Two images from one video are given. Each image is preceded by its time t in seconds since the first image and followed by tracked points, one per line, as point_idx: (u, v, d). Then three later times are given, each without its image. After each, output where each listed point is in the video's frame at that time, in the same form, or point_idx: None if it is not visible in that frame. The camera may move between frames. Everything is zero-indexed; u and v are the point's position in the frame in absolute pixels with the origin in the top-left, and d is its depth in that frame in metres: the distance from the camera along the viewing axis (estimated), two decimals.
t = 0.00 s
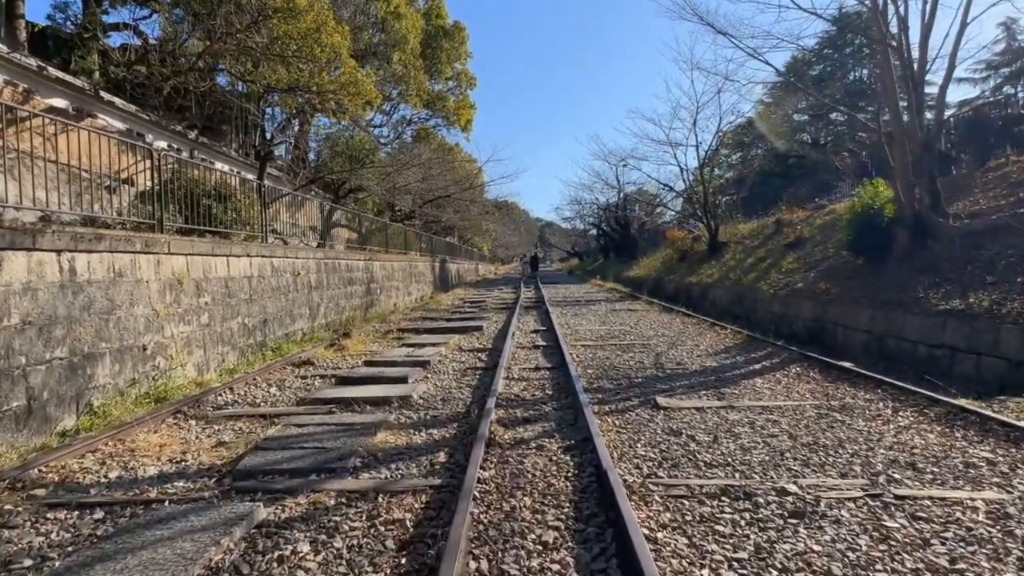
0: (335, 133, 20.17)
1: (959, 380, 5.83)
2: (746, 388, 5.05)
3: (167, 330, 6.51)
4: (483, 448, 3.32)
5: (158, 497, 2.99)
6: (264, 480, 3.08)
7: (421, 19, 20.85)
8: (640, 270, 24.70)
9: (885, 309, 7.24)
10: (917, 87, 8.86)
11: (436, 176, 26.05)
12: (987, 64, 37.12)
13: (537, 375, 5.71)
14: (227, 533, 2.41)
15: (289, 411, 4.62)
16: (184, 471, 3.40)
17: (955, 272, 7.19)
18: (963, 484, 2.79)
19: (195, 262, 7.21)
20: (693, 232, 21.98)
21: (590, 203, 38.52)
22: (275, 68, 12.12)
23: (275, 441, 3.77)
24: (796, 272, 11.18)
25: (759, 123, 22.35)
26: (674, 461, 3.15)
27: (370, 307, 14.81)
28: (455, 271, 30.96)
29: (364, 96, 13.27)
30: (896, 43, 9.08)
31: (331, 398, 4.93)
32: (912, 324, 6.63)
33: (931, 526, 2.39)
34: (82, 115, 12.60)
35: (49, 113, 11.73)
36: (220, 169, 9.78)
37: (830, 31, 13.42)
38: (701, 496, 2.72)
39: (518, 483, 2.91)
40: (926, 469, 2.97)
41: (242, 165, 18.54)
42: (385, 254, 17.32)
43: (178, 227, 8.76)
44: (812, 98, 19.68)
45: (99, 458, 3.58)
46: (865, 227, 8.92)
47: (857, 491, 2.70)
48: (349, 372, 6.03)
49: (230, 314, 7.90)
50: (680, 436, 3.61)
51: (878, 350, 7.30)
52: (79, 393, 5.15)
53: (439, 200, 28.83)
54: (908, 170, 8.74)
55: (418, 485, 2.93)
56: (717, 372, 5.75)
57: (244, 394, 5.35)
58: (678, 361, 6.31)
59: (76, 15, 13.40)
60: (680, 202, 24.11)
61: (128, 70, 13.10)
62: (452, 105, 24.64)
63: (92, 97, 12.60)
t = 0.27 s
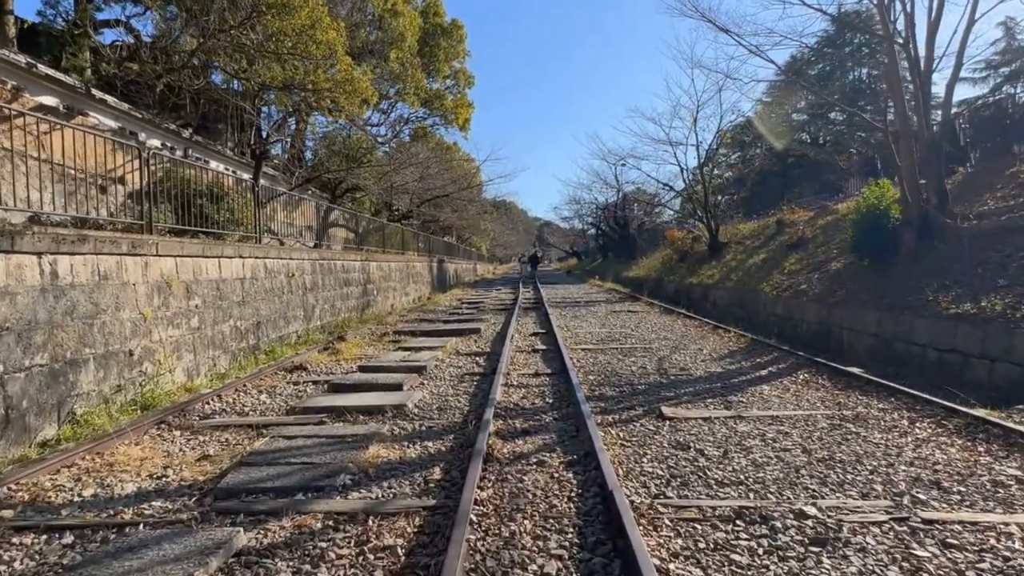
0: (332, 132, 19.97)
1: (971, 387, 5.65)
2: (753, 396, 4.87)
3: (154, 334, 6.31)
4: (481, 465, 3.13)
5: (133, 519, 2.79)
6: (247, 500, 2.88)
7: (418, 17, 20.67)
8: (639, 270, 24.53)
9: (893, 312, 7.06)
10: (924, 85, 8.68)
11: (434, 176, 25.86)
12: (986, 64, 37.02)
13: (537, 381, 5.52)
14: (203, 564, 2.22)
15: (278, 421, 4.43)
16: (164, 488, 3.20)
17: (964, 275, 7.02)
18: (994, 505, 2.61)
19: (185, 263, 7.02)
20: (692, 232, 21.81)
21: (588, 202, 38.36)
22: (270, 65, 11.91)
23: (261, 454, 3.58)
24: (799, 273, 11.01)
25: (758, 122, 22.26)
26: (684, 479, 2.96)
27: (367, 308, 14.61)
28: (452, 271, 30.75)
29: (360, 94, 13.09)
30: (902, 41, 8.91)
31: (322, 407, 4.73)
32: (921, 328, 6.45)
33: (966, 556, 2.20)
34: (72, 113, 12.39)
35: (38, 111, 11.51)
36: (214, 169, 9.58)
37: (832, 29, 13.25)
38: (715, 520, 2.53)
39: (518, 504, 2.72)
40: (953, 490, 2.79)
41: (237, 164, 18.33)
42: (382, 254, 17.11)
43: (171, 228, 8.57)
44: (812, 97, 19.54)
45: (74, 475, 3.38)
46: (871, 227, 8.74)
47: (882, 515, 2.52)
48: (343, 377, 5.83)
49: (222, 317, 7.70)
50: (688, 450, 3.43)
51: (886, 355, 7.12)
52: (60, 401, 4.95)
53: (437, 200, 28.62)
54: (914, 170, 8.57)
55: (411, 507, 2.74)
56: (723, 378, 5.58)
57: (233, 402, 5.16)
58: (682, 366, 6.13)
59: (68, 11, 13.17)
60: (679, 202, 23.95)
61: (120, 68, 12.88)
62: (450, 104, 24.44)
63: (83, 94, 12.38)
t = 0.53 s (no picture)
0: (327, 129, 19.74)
1: (984, 390, 5.46)
2: (759, 400, 4.67)
3: (137, 335, 6.08)
4: (472, 477, 2.93)
5: (93, 537, 2.57)
6: (219, 516, 2.67)
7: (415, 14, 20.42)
8: (638, 270, 24.35)
9: (900, 312, 6.87)
10: (932, 81, 8.49)
11: (431, 174, 25.65)
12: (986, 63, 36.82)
13: (533, 384, 5.31)
14: None
15: (261, 427, 4.22)
16: (132, 502, 2.99)
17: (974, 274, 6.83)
18: None
19: (170, 262, 6.79)
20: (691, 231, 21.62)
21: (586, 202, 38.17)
22: (262, 60, 11.68)
23: (239, 464, 3.36)
24: (800, 272, 10.82)
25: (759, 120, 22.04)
26: (689, 493, 2.76)
27: (362, 308, 14.39)
28: (450, 270, 30.52)
29: (354, 90, 12.84)
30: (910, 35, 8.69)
31: (308, 411, 4.52)
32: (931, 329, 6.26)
33: None
34: (60, 109, 12.14)
35: (24, 106, 11.26)
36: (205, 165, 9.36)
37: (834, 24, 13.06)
38: (723, 540, 2.33)
39: (511, 521, 2.51)
40: (981, 504, 2.58)
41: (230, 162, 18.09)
42: (377, 253, 16.88)
43: (161, 226, 8.36)
44: (812, 95, 19.35)
45: (37, 487, 3.16)
46: (875, 226, 8.55)
47: (906, 533, 2.32)
48: (331, 380, 5.61)
49: (209, 317, 7.48)
50: (693, 460, 3.23)
51: (892, 356, 6.93)
52: (34, 405, 4.72)
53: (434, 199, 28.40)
54: (920, 167, 8.38)
55: (395, 524, 2.53)
56: (726, 381, 5.37)
57: (216, 406, 4.94)
58: (683, 369, 5.93)
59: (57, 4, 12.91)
60: (678, 201, 23.77)
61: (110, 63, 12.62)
62: (447, 101, 24.21)
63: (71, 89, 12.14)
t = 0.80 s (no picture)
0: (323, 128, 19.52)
1: (997, 395, 5.28)
2: (766, 407, 4.48)
3: (120, 339, 5.87)
4: (465, 494, 2.73)
5: (53, 562, 2.37)
6: (191, 539, 2.46)
7: (411, 11, 20.22)
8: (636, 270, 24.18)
9: (906, 314, 6.70)
10: (938, 78, 8.32)
11: (428, 173, 25.44)
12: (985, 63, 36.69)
13: (531, 390, 5.12)
14: None
15: (245, 436, 4.02)
16: (100, 521, 2.78)
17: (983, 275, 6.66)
18: None
19: (156, 262, 6.58)
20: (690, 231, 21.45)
21: (585, 202, 37.98)
22: (254, 57, 11.46)
23: (217, 478, 3.16)
24: (802, 273, 10.65)
25: (758, 119, 21.90)
26: (698, 512, 2.57)
27: (357, 309, 14.18)
28: (447, 270, 30.31)
29: (349, 88, 12.62)
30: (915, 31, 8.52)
31: (294, 419, 4.32)
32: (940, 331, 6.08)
33: None
34: (49, 106, 11.90)
35: (12, 103, 11.02)
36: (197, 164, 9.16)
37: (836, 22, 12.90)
38: (738, 567, 2.13)
39: (506, 545, 2.32)
40: (1014, 526, 2.39)
41: (224, 160, 17.86)
42: (373, 253, 16.66)
43: (152, 225, 8.16)
44: (812, 94, 19.21)
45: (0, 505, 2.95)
46: (880, 225, 8.37)
47: (936, 560, 2.13)
48: (322, 385, 5.41)
49: (197, 320, 7.27)
50: (700, 474, 3.04)
51: (898, 359, 6.76)
52: (9, 414, 4.50)
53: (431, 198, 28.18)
54: (926, 165, 8.20)
55: (380, 548, 2.33)
56: (730, 387, 5.19)
57: (201, 413, 4.74)
58: (686, 373, 5.74)
59: None
60: (677, 200, 23.60)
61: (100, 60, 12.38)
62: (444, 100, 24.00)
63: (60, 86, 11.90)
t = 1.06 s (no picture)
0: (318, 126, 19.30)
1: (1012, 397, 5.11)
2: (776, 410, 4.29)
3: (104, 339, 5.66)
4: (462, 506, 2.54)
5: None
6: (164, 558, 2.26)
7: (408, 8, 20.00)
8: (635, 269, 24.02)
9: (916, 314, 6.53)
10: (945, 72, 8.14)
11: (425, 172, 25.22)
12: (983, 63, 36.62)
13: (531, 392, 4.91)
14: None
15: (229, 442, 3.81)
16: (68, 537, 2.58)
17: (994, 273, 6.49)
18: None
19: (143, 260, 6.37)
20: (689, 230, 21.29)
21: (582, 201, 37.80)
22: (247, 52, 11.23)
23: (197, 489, 2.96)
24: (805, 272, 10.47)
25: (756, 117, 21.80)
26: (713, 527, 2.38)
27: (352, 309, 13.97)
28: (444, 269, 30.09)
29: (343, 83, 12.41)
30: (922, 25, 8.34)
31: (283, 424, 4.12)
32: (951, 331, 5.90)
33: None
34: (37, 102, 11.65)
35: None
36: (189, 161, 8.96)
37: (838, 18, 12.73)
38: None
39: (507, 566, 2.12)
40: None
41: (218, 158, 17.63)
42: (369, 253, 16.44)
43: (143, 223, 7.96)
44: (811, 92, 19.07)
45: None
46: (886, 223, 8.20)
47: None
48: (313, 388, 5.20)
49: (186, 320, 7.05)
50: (712, 484, 2.85)
51: (908, 360, 6.59)
52: None
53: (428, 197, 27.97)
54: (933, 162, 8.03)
55: (370, 569, 2.14)
56: (737, 389, 5.01)
57: (185, 416, 4.53)
58: (690, 374, 5.55)
59: None
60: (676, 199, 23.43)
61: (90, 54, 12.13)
62: (441, 98, 23.79)
63: (48, 81, 11.65)
